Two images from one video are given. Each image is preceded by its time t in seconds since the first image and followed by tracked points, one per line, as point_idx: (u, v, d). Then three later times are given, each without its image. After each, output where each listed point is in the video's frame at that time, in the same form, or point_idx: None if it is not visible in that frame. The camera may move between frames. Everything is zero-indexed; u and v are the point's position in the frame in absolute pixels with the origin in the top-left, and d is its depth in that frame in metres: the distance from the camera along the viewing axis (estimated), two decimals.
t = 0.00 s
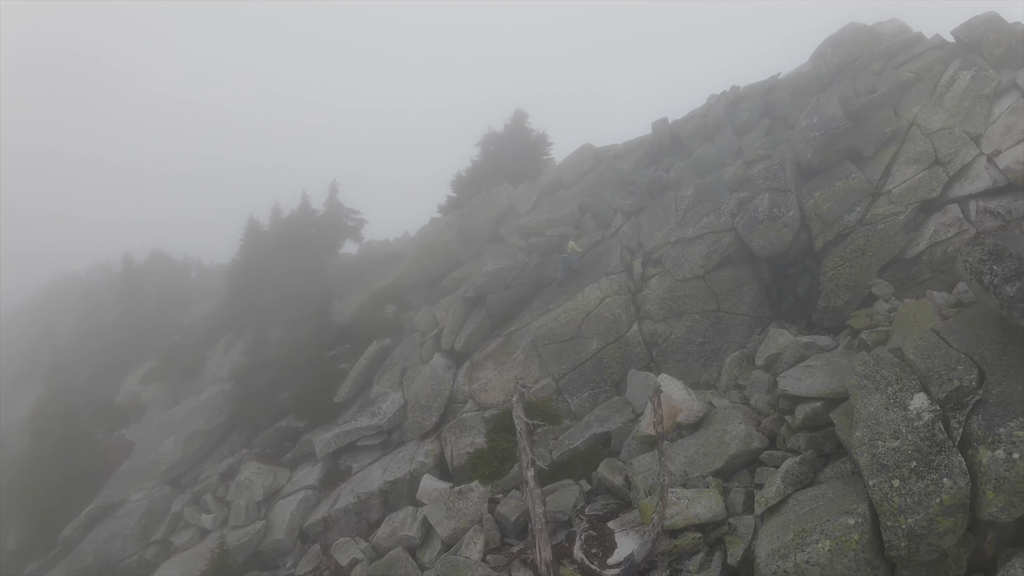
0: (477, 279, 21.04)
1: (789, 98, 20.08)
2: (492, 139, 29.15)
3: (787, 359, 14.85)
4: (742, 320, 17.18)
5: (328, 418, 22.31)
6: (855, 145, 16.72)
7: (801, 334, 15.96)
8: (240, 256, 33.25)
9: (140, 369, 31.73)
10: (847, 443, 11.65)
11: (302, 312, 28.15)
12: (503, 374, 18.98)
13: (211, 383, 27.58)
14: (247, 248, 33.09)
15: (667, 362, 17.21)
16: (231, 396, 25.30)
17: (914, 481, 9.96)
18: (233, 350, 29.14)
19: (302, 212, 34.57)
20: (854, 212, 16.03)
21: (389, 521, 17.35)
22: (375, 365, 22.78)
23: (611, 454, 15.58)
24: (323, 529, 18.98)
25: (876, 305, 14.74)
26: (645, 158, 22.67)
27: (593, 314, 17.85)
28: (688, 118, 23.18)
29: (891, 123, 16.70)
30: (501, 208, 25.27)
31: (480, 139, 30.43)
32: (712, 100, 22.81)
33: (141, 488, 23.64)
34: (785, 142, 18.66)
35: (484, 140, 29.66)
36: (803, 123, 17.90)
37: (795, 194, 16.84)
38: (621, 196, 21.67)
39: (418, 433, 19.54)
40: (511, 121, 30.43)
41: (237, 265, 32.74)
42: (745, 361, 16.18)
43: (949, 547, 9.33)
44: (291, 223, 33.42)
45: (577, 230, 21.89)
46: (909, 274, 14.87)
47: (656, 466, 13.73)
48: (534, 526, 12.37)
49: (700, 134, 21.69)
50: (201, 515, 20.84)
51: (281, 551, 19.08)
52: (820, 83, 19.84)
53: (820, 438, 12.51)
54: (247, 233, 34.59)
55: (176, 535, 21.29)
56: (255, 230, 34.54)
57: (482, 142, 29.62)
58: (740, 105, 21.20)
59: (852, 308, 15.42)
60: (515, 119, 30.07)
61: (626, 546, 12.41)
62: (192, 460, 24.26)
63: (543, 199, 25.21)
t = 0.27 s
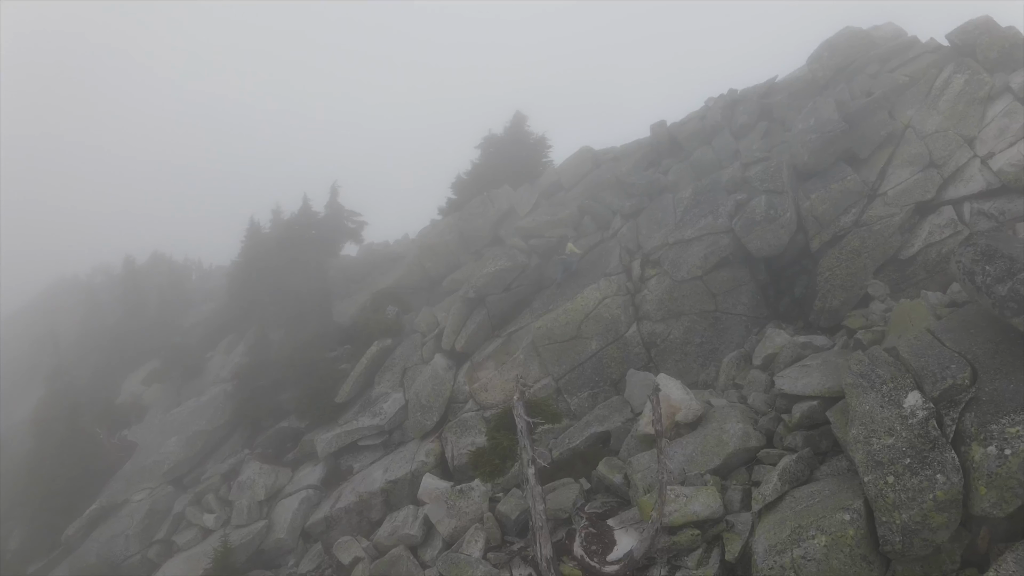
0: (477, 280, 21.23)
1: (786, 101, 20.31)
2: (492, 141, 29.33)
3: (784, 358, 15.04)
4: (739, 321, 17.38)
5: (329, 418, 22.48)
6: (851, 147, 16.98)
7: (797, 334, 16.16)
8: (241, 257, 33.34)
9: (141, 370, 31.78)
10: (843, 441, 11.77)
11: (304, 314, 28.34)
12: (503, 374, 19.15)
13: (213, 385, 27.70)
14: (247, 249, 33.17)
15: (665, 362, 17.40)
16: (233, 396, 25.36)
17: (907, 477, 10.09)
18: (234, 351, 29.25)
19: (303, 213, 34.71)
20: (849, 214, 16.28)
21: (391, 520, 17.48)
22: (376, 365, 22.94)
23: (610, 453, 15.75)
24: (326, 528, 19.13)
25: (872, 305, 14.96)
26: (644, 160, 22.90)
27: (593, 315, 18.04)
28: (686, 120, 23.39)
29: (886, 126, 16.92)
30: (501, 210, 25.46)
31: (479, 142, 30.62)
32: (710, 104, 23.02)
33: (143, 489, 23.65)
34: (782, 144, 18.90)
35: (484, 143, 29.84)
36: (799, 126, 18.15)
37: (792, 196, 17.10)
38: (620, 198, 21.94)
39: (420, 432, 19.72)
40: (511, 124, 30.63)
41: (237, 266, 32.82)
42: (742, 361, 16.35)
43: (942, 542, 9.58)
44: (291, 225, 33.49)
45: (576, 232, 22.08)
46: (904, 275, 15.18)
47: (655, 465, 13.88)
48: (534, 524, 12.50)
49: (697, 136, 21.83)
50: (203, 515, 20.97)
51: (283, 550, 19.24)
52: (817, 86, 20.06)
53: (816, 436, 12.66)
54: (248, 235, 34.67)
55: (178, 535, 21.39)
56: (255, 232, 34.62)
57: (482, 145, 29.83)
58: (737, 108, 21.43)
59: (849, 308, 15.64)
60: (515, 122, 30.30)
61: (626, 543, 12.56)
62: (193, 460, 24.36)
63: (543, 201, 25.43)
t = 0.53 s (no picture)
0: (477, 281, 21.41)
1: (783, 104, 20.55)
2: (491, 144, 29.52)
3: (781, 358, 15.22)
4: (737, 321, 17.58)
5: (331, 418, 22.65)
6: (846, 150, 17.22)
7: (794, 334, 16.37)
8: (241, 259, 33.45)
9: (141, 372, 31.84)
10: (838, 439, 11.97)
11: (304, 315, 28.47)
12: (503, 374, 19.31)
13: (214, 386, 27.80)
14: (247, 251, 33.29)
15: (663, 362, 17.58)
16: (234, 397, 25.45)
17: (901, 474, 10.27)
18: (234, 352, 29.36)
19: (302, 215, 34.85)
20: (845, 216, 16.51)
21: (392, 519, 17.62)
22: (377, 366, 23.09)
23: (609, 452, 15.92)
24: (327, 527, 19.26)
25: (867, 306, 15.16)
26: (642, 162, 23.10)
27: (591, 316, 18.22)
28: (684, 123, 23.62)
29: (881, 129, 17.16)
30: (500, 212, 25.65)
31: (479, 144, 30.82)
32: (707, 107, 23.26)
33: (145, 489, 23.70)
34: (778, 147, 19.12)
35: (483, 145, 30.03)
36: (795, 129, 18.39)
37: (788, 198, 17.30)
38: (619, 200, 22.20)
39: (420, 432, 19.89)
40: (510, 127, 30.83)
41: (237, 268, 32.94)
42: (739, 362, 16.52)
43: (936, 538, 9.74)
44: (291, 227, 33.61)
45: (575, 234, 22.26)
46: (898, 276, 15.41)
47: (653, 464, 14.04)
48: (534, 522, 12.64)
49: (695, 139, 22.05)
50: (204, 515, 21.05)
51: (285, 549, 19.37)
52: (813, 89, 20.29)
53: (812, 435, 12.83)
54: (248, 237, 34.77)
55: (180, 535, 21.49)
56: (255, 234, 34.72)
57: (481, 147, 30.03)
58: (735, 111, 21.67)
59: (844, 308, 15.91)
60: (514, 125, 30.50)
61: (624, 541, 12.72)
62: (195, 461, 24.46)
63: (541, 203, 25.63)
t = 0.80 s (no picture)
0: (476, 282, 21.53)
1: (780, 107, 20.73)
2: (490, 146, 29.66)
3: (778, 358, 15.34)
4: (735, 322, 17.73)
5: (333, 418, 22.84)
6: (842, 152, 17.40)
7: (792, 334, 16.53)
8: (241, 260, 33.53)
9: (141, 373, 31.87)
10: (835, 438, 12.11)
11: (304, 316, 28.54)
12: (502, 375, 19.41)
13: (214, 387, 27.86)
14: (247, 253, 33.38)
15: (662, 362, 17.71)
16: (234, 398, 25.53)
17: (898, 472, 10.40)
18: (235, 353, 29.43)
19: (302, 217, 34.95)
20: (842, 217, 16.70)
21: (392, 519, 17.71)
22: (376, 367, 23.18)
23: (609, 451, 16.04)
24: (328, 527, 19.34)
25: (864, 306, 15.30)
26: (640, 164, 23.23)
27: (591, 316, 18.36)
28: (682, 125, 23.78)
29: (877, 131, 17.33)
30: (499, 214, 25.77)
31: (478, 146, 30.96)
32: (705, 109, 23.41)
33: (145, 489, 23.77)
34: (775, 149, 19.29)
35: (482, 147, 30.18)
36: (793, 131, 18.70)
37: (785, 200, 17.45)
38: (618, 202, 22.43)
39: (421, 432, 19.99)
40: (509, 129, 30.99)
41: (237, 269, 33.02)
42: (737, 362, 16.65)
43: (932, 534, 9.85)
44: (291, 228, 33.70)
45: (574, 235, 22.38)
46: (894, 276, 15.59)
47: (652, 463, 14.14)
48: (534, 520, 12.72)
49: (693, 141, 22.21)
50: (205, 515, 21.11)
51: (286, 549, 19.45)
52: (810, 91, 20.44)
53: (810, 434, 12.94)
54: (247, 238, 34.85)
55: (181, 535, 21.56)
56: (255, 236, 34.81)
57: (480, 149, 30.18)
58: (732, 114, 21.84)
59: (841, 309, 16.12)
60: (513, 127, 30.65)
61: (624, 539, 12.81)
62: (195, 461, 24.52)
63: (541, 205, 25.76)
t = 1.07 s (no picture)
0: (476, 283, 21.64)
1: (778, 109, 20.88)
2: (490, 148, 29.76)
3: (776, 357, 15.47)
4: (733, 322, 17.86)
5: (334, 419, 22.99)
6: (840, 154, 17.53)
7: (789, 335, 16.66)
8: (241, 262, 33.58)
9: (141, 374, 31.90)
10: (833, 437, 12.19)
11: (303, 317, 28.57)
12: (502, 375, 19.50)
13: (214, 388, 27.90)
14: (247, 254, 33.45)
15: (661, 362, 17.83)
16: (234, 399, 25.57)
17: (894, 470, 10.49)
18: (235, 354, 29.47)
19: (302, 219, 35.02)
20: (839, 218, 16.82)
21: (393, 518, 17.78)
22: (377, 368, 23.25)
23: (608, 451, 16.14)
24: (328, 527, 19.39)
25: (861, 307, 15.44)
26: (639, 165, 23.34)
27: (590, 317, 18.48)
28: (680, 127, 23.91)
29: (874, 133, 17.49)
30: (499, 215, 25.85)
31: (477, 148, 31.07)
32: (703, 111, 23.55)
33: (146, 490, 23.83)
34: (773, 151, 19.42)
35: (482, 149, 30.29)
36: (790, 135, 18.79)
37: (783, 201, 17.57)
38: (616, 204, 22.54)
39: (421, 432, 20.08)
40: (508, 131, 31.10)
41: (237, 270, 33.07)
42: (735, 362, 16.78)
43: (928, 531, 9.96)
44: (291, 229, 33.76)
45: (573, 236, 22.46)
46: (891, 277, 15.74)
47: (652, 462, 14.24)
48: (534, 519, 12.82)
49: (691, 143, 22.35)
50: (206, 515, 21.15)
51: (287, 549, 19.50)
52: (807, 94, 20.58)
53: (807, 433, 13.05)
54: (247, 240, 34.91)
55: (182, 536, 21.61)
56: (255, 237, 34.87)
57: (480, 151, 30.29)
58: (730, 116, 21.98)
59: (838, 309, 16.27)
60: (512, 129, 30.77)
61: (623, 538, 12.92)
62: (195, 462, 24.56)
63: (540, 206, 25.86)
